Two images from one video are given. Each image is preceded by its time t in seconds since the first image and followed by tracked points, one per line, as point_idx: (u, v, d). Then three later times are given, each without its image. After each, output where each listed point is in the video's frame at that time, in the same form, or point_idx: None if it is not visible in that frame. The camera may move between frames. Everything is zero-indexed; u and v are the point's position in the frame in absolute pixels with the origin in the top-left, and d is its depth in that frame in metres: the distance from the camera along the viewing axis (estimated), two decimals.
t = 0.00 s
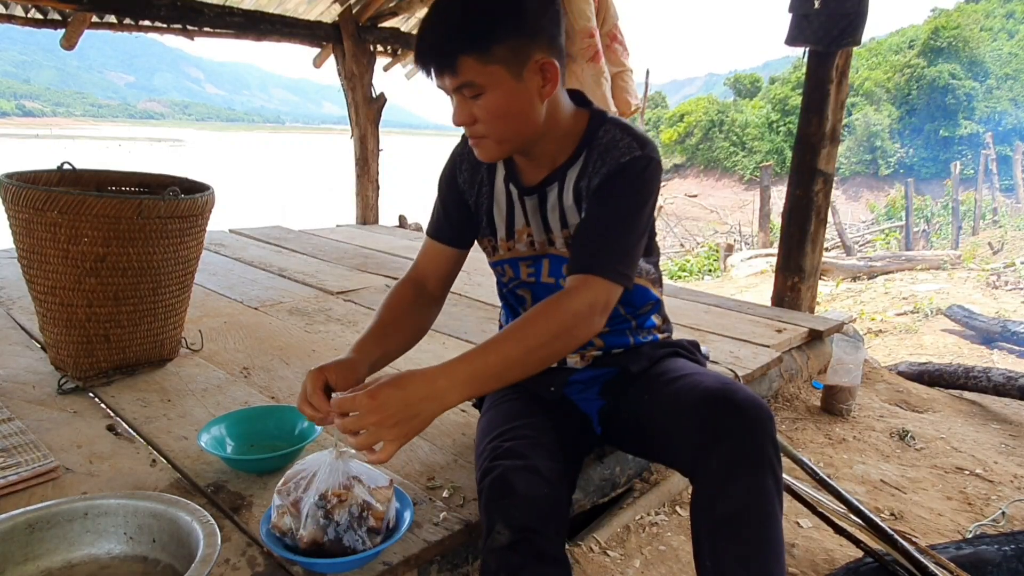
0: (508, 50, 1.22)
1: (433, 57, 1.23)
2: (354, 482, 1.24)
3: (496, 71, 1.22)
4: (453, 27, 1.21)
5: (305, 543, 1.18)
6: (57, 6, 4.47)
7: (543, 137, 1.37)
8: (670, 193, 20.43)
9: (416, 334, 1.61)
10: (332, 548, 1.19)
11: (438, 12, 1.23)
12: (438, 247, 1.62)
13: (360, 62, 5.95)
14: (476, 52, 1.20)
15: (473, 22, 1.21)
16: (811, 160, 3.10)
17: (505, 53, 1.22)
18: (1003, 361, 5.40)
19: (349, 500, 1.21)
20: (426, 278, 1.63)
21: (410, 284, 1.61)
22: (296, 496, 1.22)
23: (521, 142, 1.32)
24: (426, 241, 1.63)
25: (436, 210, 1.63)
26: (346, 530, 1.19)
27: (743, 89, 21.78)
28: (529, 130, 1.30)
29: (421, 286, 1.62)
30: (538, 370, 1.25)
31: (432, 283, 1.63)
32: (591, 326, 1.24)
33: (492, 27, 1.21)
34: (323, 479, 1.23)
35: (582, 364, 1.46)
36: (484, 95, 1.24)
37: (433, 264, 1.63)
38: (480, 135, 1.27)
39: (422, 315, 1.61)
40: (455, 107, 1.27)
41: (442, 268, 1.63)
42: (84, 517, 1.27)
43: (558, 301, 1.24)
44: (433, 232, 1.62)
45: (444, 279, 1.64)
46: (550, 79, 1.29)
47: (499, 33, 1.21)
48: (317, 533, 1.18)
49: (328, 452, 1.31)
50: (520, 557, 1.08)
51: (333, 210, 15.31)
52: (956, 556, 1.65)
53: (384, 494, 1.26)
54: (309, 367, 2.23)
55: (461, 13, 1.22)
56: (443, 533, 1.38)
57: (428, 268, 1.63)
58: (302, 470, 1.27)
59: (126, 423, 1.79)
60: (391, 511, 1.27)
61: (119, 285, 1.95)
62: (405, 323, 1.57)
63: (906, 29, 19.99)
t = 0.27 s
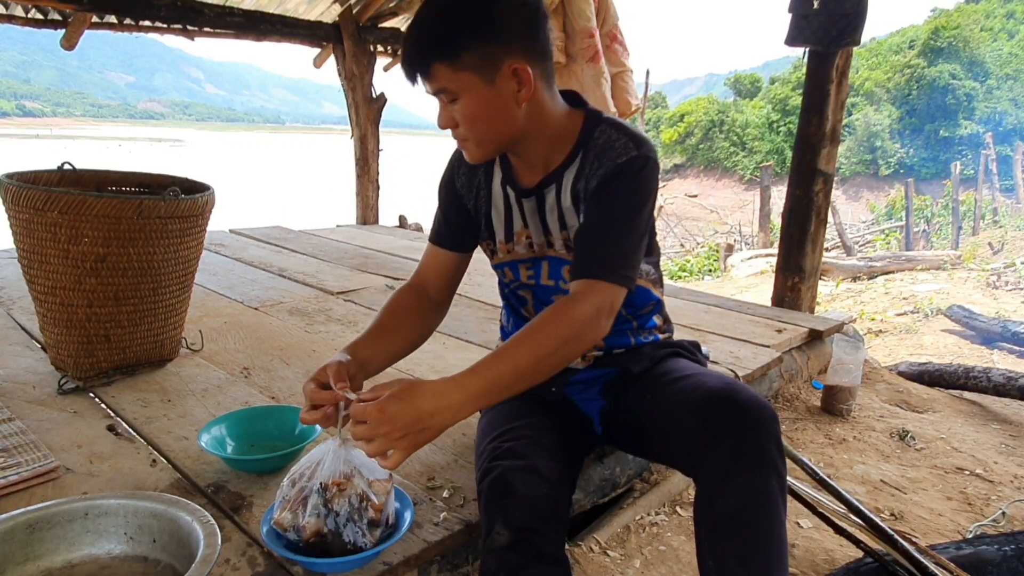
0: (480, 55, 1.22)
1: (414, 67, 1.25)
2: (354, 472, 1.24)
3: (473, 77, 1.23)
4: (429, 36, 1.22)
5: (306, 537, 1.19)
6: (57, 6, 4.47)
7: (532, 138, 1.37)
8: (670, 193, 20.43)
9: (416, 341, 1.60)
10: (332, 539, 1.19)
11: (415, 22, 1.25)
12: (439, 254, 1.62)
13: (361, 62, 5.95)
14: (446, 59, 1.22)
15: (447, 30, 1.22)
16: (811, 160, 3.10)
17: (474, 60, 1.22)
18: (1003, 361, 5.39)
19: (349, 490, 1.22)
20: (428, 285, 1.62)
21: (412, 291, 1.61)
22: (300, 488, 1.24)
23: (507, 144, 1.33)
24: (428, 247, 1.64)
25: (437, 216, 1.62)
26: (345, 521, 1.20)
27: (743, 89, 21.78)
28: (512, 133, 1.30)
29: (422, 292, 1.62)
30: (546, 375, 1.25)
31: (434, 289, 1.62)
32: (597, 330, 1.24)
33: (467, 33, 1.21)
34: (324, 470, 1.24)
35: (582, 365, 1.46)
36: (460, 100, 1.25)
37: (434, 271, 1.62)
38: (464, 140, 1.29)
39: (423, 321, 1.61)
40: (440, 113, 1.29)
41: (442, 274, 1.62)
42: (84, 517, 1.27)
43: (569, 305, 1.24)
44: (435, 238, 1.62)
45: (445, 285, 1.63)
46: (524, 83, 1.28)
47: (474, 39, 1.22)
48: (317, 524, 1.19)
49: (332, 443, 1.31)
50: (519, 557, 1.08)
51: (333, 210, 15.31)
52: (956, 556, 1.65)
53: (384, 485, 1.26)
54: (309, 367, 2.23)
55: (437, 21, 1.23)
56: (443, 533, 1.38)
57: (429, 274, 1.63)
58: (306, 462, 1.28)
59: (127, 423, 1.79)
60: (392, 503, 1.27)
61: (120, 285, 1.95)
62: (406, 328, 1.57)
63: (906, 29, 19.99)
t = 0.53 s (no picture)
0: (473, 56, 1.22)
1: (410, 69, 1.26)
2: (355, 465, 1.24)
3: (466, 77, 1.23)
4: (421, 39, 1.23)
5: (307, 531, 1.19)
6: (57, 6, 4.47)
7: (530, 137, 1.37)
8: (670, 193, 20.43)
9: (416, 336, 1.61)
10: (333, 533, 1.19)
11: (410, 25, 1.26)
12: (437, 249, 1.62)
13: (360, 62, 5.95)
14: (441, 60, 1.22)
15: (439, 32, 1.22)
16: (811, 160, 3.10)
17: (469, 60, 1.22)
18: (1003, 361, 5.39)
19: (349, 483, 1.22)
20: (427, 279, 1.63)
21: (413, 286, 1.62)
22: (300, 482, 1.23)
23: (504, 145, 1.33)
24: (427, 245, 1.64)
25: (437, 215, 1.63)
26: (346, 515, 1.20)
27: (743, 89, 21.78)
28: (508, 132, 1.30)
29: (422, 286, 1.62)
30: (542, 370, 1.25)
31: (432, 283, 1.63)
32: (597, 329, 1.24)
33: (457, 34, 1.22)
34: (325, 463, 1.24)
35: (582, 364, 1.46)
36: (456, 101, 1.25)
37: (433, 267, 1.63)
38: (461, 139, 1.29)
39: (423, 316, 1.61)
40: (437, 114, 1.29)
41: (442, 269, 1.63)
42: (84, 517, 1.27)
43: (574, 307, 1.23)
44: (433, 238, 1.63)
45: (445, 282, 1.64)
46: (521, 83, 1.28)
47: (466, 40, 1.22)
48: (318, 518, 1.19)
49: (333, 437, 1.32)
50: (519, 557, 1.08)
51: (332, 210, 15.32)
52: (956, 556, 1.65)
53: (385, 478, 1.25)
54: (309, 367, 2.23)
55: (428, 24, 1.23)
56: (443, 533, 1.38)
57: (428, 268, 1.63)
58: (308, 457, 1.28)
59: (127, 423, 1.79)
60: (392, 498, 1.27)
61: (120, 285, 1.95)
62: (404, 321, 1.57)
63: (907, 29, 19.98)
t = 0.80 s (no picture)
0: (489, 53, 1.22)
1: (421, 65, 1.24)
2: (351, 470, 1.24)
3: (482, 75, 1.22)
4: (436, 36, 1.21)
5: (304, 534, 1.19)
6: (57, 6, 4.47)
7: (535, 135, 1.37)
8: (670, 193, 20.44)
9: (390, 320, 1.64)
10: (330, 537, 1.19)
11: (421, 23, 1.25)
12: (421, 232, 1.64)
13: (360, 62, 5.95)
14: (459, 60, 1.21)
15: (456, 30, 1.21)
16: (811, 160, 3.10)
17: (488, 59, 1.22)
18: (1003, 361, 5.39)
19: (345, 488, 1.21)
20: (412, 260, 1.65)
21: (394, 267, 1.65)
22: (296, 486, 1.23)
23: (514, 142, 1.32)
24: (413, 229, 1.66)
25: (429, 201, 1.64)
26: (342, 519, 1.19)
27: (743, 89, 21.78)
28: (520, 130, 1.30)
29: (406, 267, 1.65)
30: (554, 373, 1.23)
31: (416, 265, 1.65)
32: (603, 324, 1.24)
33: (472, 31, 1.21)
34: (320, 468, 1.24)
35: (582, 364, 1.47)
36: (472, 99, 1.24)
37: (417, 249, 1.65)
38: (473, 137, 1.27)
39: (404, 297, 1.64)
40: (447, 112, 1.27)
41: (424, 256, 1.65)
42: (84, 517, 1.27)
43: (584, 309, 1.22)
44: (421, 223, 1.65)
45: (426, 269, 1.66)
46: (538, 78, 1.29)
47: (481, 37, 1.21)
48: (314, 522, 1.19)
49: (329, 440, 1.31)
50: (519, 556, 1.08)
51: (333, 210, 15.33)
52: (956, 556, 1.65)
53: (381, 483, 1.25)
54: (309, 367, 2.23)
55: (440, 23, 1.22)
56: (443, 533, 1.39)
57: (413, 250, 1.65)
58: (303, 460, 1.28)
59: (127, 423, 1.79)
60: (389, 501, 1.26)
61: (120, 285, 1.95)
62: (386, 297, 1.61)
63: (907, 29, 19.98)
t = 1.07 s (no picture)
0: (506, 49, 1.21)
1: (432, 55, 1.23)
2: (356, 490, 1.23)
3: (497, 71, 1.21)
4: (447, 28, 1.21)
5: (304, 547, 1.18)
6: (57, 6, 4.47)
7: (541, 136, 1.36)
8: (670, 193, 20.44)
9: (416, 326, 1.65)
10: (334, 551, 1.19)
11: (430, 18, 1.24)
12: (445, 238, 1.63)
13: (361, 62, 5.95)
14: (477, 51, 1.19)
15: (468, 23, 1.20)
16: (811, 160, 3.10)
17: (505, 51, 1.21)
18: (1003, 361, 5.39)
19: (351, 507, 1.21)
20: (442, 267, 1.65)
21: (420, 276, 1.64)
22: (296, 496, 1.22)
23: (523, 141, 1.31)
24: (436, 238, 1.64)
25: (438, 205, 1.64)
26: (347, 536, 1.19)
27: (743, 89, 21.78)
28: (530, 129, 1.29)
29: (436, 271, 1.65)
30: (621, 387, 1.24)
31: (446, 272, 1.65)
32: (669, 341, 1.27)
33: (492, 26, 1.20)
34: (325, 485, 1.22)
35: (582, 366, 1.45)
36: (485, 93, 1.23)
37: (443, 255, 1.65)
38: (482, 132, 1.26)
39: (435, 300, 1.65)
40: (456, 105, 1.26)
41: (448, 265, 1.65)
42: (84, 517, 1.27)
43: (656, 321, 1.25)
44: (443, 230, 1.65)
45: (451, 277, 1.66)
46: (552, 77, 1.29)
47: (497, 32, 1.20)
48: (316, 536, 1.18)
49: (332, 458, 1.31)
50: (519, 556, 1.08)
51: (333, 210, 15.33)
52: (956, 556, 1.65)
53: (387, 502, 1.25)
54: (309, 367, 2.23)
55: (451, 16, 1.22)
56: (443, 533, 1.39)
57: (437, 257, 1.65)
58: (305, 471, 1.27)
59: (127, 423, 1.79)
60: (393, 517, 1.27)
61: (120, 285, 1.95)
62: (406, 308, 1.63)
63: (907, 29, 19.98)
